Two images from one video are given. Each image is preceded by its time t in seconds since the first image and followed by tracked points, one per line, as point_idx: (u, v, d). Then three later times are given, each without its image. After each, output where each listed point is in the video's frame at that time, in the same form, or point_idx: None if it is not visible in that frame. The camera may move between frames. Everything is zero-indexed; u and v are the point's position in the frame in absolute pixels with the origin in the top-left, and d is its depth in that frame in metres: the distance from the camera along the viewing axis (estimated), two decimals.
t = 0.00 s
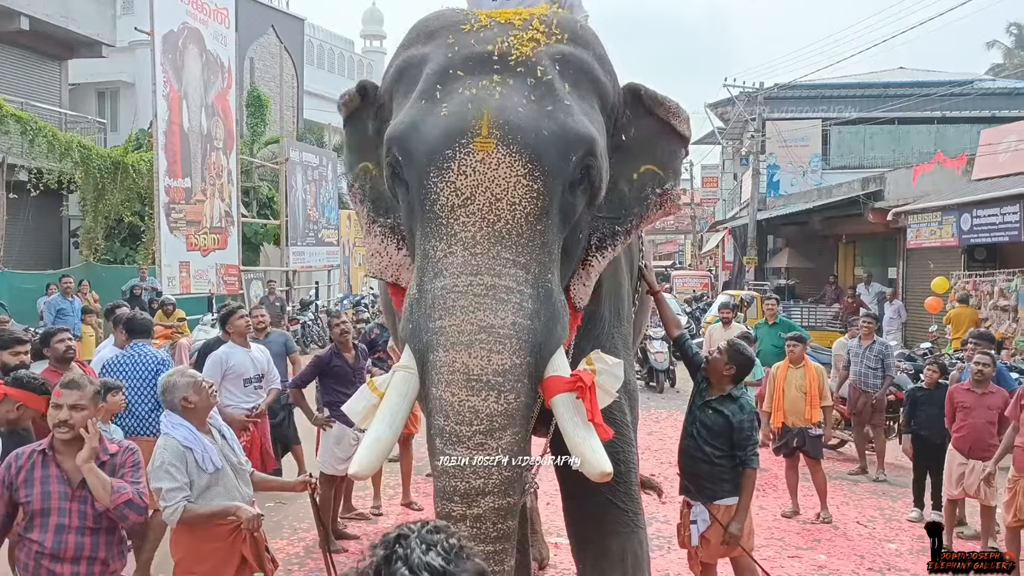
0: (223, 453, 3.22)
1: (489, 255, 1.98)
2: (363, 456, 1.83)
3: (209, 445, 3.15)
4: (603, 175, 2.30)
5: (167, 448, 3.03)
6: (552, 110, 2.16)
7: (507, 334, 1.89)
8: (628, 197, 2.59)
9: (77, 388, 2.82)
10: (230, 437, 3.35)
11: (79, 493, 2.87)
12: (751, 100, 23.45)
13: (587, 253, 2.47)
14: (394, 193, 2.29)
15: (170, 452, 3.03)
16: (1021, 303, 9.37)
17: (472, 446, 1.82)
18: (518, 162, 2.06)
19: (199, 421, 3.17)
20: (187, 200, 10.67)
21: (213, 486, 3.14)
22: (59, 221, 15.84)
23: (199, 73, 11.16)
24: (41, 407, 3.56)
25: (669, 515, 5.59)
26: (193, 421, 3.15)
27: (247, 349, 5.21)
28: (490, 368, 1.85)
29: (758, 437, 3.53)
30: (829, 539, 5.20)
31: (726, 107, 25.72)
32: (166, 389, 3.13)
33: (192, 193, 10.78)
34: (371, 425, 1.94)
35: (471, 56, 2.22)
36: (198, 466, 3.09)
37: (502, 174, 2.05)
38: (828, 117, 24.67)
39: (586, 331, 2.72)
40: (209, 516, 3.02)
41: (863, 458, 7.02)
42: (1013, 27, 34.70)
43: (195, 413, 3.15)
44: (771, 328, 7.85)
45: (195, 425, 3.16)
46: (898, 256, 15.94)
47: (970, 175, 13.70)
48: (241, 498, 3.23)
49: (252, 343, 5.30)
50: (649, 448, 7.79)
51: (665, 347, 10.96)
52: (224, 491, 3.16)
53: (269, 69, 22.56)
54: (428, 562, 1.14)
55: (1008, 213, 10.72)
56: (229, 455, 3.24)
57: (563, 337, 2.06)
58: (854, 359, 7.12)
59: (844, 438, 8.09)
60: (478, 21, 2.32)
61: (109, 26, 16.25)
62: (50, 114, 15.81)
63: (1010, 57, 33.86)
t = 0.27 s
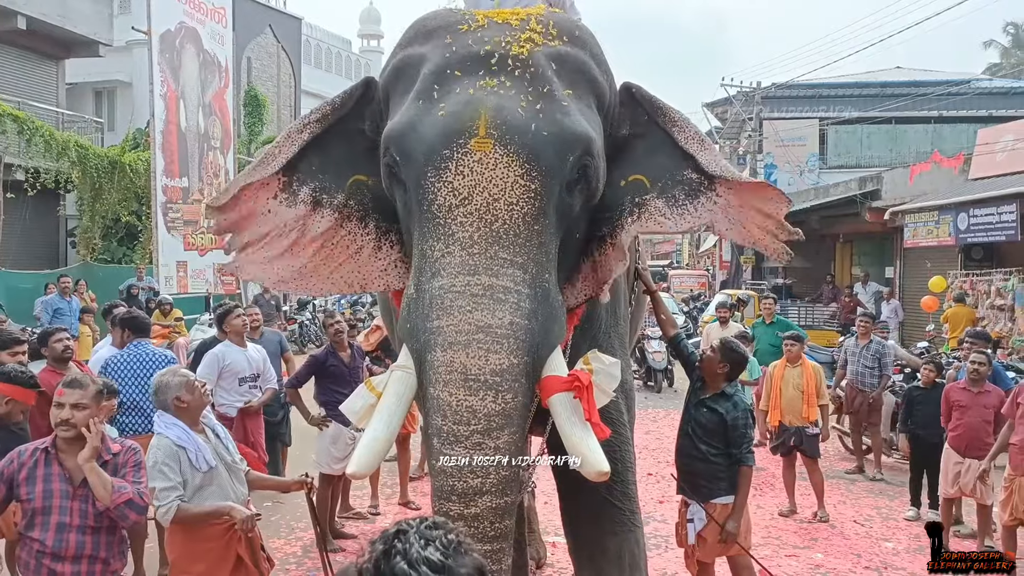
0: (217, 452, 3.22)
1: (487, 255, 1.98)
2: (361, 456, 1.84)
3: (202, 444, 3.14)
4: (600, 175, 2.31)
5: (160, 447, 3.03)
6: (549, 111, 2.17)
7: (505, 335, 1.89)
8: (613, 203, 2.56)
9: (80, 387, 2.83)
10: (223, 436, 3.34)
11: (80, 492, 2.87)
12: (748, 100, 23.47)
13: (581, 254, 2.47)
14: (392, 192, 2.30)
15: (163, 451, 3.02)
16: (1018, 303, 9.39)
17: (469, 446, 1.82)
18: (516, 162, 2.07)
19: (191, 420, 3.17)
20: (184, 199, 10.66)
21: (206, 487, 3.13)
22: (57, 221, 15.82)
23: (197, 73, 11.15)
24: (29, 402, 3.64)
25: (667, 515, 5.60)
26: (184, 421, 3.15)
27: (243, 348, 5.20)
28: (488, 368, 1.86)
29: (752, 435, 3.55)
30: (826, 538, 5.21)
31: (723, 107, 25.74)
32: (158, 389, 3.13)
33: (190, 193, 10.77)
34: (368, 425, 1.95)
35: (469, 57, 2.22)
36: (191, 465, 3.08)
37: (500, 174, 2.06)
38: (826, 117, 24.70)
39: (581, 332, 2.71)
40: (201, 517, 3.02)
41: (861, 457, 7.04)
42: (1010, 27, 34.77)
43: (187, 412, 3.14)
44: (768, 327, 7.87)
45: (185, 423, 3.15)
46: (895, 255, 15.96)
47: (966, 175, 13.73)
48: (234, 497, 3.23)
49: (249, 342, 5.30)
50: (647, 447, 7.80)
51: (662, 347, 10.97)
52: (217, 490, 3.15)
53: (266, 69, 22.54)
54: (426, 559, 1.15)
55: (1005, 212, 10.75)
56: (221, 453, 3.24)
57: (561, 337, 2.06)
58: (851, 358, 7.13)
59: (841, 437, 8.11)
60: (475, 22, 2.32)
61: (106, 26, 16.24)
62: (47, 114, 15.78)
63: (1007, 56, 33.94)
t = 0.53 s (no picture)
0: (210, 450, 3.22)
1: (486, 256, 2.00)
2: (360, 457, 1.85)
3: (195, 443, 3.15)
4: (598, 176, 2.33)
5: (153, 447, 3.04)
6: (548, 112, 2.18)
7: (504, 335, 1.90)
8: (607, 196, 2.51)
9: (78, 388, 2.81)
10: (216, 434, 3.35)
11: (80, 492, 2.89)
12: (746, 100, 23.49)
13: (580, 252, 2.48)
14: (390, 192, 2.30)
15: (156, 452, 3.03)
16: (1015, 302, 9.41)
17: (469, 446, 1.83)
18: (515, 163, 2.09)
19: (183, 420, 3.18)
20: (183, 199, 10.66)
21: (201, 484, 3.14)
22: (55, 221, 15.83)
23: (195, 72, 11.15)
24: (18, 394, 3.69)
25: (665, 514, 5.61)
26: (176, 420, 3.16)
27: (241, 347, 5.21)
28: (487, 369, 1.87)
29: (749, 434, 3.56)
30: (825, 537, 5.22)
31: (721, 107, 25.78)
32: (147, 390, 3.14)
33: (188, 192, 10.77)
34: (368, 425, 1.96)
35: (467, 58, 2.24)
36: (186, 464, 3.09)
37: (499, 175, 2.07)
38: (824, 117, 24.72)
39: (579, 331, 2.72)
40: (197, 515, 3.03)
41: (858, 456, 7.05)
42: (1008, 27, 34.84)
43: (178, 412, 3.16)
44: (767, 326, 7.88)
45: (175, 422, 3.16)
46: (892, 255, 15.98)
47: (964, 174, 13.75)
48: (230, 494, 3.23)
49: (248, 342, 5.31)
50: (645, 446, 7.81)
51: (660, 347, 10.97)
52: (212, 488, 3.16)
53: (264, 68, 22.53)
54: (421, 558, 1.16)
55: (1003, 212, 10.77)
56: (215, 451, 3.25)
57: (559, 337, 2.07)
58: (850, 358, 7.15)
59: (839, 436, 8.12)
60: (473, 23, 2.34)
61: (104, 26, 16.26)
62: (45, 113, 15.78)
63: (1005, 56, 34.00)
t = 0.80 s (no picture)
0: (208, 449, 3.22)
1: (487, 254, 2.00)
2: (360, 455, 1.85)
3: (193, 443, 3.15)
4: (597, 174, 2.33)
5: (150, 447, 3.04)
6: (548, 110, 2.18)
7: (505, 333, 1.91)
8: (612, 196, 2.58)
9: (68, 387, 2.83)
10: (213, 433, 3.35)
11: (70, 491, 2.89)
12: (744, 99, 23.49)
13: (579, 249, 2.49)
14: (389, 190, 2.30)
15: (153, 452, 3.03)
16: (1014, 302, 9.41)
17: (470, 444, 1.84)
18: (515, 162, 2.09)
19: (179, 420, 3.18)
20: (181, 198, 10.65)
21: (199, 484, 3.14)
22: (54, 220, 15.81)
23: (194, 72, 11.14)
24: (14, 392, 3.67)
25: (664, 513, 5.61)
26: (173, 420, 3.16)
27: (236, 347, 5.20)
28: (488, 367, 1.88)
29: (749, 433, 3.56)
30: (823, 536, 5.23)
31: (720, 106, 25.78)
32: (143, 391, 3.14)
33: (187, 192, 10.76)
34: (368, 423, 1.96)
35: (466, 56, 2.24)
36: (183, 463, 3.09)
37: (500, 173, 2.07)
38: (823, 117, 24.73)
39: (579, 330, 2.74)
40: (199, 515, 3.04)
41: (857, 456, 7.05)
42: (1006, 26, 34.86)
43: (175, 412, 3.16)
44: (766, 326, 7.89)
45: (173, 422, 3.16)
46: (891, 254, 16.00)
47: (963, 174, 13.76)
48: (228, 492, 3.24)
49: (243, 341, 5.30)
50: (644, 446, 7.81)
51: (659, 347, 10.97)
52: (210, 487, 3.16)
53: (263, 68, 22.51)
54: (418, 559, 1.16)
55: (1001, 212, 10.78)
56: (213, 450, 3.25)
57: (561, 335, 2.08)
58: (849, 358, 7.15)
59: (838, 436, 8.12)
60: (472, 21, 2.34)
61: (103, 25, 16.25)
62: (44, 113, 15.76)
63: (1004, 56, 34.02)
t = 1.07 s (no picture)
0: (208, 450, 3.23)
1: (488, 253, 2.01)
2: (361, 454, 1.86)
3: (193, 444, 3.15)
4: (597, 173, 2.34)
5: (150, 446, 3.05)
6: (549, 110, 2.19)
7: (507, 332, 1.91)
8: (615, 195, 2.61)
9: (42, 384, 2.79)
10: (213, 434, 3.35)
11: (56, 490, 2.86)
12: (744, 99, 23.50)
13: (580, 250, 2.51)
14: (389, 189, 2.31)
15: (153, 451, 3.04)
16: (1013, 301, 9.42)
17: (472, 442, 1.84)
18: (516, 161, 2.09)
19: (181, 420, 3.19)
20: (180, 198, 10.65)
21: (198, 484, 3.15)
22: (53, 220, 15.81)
23: (193, 72, 11.14)
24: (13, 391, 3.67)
25: (663, 513, 5.62)
26: (174, 421, 3.16)
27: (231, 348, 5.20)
28: (489, 365, 1.88)
29: (748, 433, 3.57)
30: (823, 536, 5.23)
31: (719, 106, 25.79)
32: (145, 390, 3.14)
33: (186, 192, 10.76)
34: (369, 422, 1.97)
35: (467, 56, 2.24)
36: (182, 464, 3.10)
37: (501, 172, 2.08)
38: (822, 116, 24.74)
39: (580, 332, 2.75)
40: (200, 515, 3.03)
41: (856, 455, 7.06)
42: (1005, 26, 34.89)
43: (176, 412, 3.16)
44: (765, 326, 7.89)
45: (174, 422, 3.16)
46: (890, 254, 16.01)
47: (962, 174, 13.77)
48: (227, 492, 3.24)
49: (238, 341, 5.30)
50: (643, 446, 7.82)
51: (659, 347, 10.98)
52: (209, 487, 3.17)
53: (262, 68, 22.49)
54: (418, 558, 1.17)
55: (1000, 211, 10.79)
56: (213, 451, 3.25)
57: (562, 334, 2.09)
58: (848, 358, 7.15)
59: (837, 436, 8.13)
60: (473, 21, 2.34)
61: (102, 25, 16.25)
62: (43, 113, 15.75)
63: (1002, 55, 34.05)
